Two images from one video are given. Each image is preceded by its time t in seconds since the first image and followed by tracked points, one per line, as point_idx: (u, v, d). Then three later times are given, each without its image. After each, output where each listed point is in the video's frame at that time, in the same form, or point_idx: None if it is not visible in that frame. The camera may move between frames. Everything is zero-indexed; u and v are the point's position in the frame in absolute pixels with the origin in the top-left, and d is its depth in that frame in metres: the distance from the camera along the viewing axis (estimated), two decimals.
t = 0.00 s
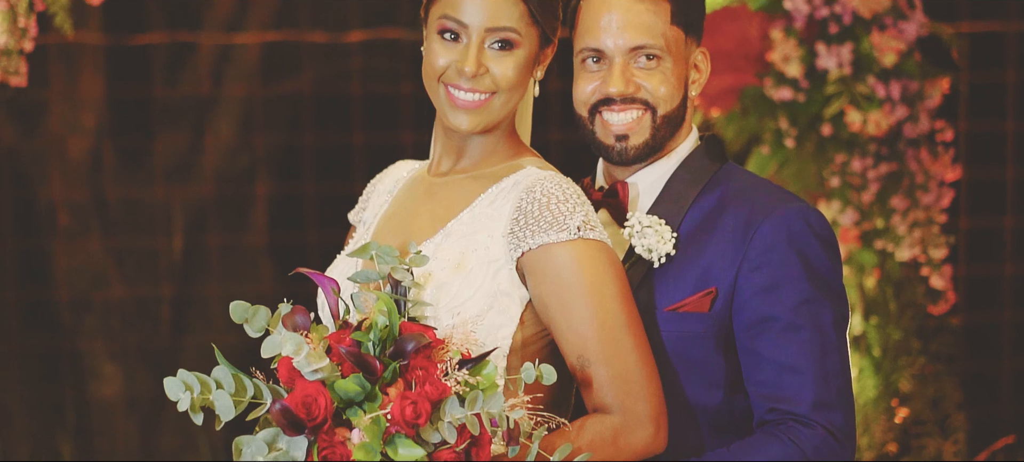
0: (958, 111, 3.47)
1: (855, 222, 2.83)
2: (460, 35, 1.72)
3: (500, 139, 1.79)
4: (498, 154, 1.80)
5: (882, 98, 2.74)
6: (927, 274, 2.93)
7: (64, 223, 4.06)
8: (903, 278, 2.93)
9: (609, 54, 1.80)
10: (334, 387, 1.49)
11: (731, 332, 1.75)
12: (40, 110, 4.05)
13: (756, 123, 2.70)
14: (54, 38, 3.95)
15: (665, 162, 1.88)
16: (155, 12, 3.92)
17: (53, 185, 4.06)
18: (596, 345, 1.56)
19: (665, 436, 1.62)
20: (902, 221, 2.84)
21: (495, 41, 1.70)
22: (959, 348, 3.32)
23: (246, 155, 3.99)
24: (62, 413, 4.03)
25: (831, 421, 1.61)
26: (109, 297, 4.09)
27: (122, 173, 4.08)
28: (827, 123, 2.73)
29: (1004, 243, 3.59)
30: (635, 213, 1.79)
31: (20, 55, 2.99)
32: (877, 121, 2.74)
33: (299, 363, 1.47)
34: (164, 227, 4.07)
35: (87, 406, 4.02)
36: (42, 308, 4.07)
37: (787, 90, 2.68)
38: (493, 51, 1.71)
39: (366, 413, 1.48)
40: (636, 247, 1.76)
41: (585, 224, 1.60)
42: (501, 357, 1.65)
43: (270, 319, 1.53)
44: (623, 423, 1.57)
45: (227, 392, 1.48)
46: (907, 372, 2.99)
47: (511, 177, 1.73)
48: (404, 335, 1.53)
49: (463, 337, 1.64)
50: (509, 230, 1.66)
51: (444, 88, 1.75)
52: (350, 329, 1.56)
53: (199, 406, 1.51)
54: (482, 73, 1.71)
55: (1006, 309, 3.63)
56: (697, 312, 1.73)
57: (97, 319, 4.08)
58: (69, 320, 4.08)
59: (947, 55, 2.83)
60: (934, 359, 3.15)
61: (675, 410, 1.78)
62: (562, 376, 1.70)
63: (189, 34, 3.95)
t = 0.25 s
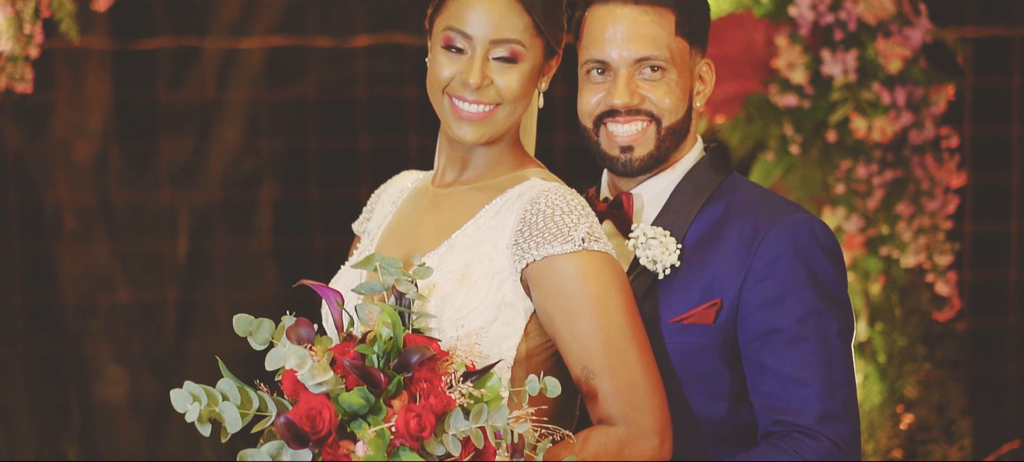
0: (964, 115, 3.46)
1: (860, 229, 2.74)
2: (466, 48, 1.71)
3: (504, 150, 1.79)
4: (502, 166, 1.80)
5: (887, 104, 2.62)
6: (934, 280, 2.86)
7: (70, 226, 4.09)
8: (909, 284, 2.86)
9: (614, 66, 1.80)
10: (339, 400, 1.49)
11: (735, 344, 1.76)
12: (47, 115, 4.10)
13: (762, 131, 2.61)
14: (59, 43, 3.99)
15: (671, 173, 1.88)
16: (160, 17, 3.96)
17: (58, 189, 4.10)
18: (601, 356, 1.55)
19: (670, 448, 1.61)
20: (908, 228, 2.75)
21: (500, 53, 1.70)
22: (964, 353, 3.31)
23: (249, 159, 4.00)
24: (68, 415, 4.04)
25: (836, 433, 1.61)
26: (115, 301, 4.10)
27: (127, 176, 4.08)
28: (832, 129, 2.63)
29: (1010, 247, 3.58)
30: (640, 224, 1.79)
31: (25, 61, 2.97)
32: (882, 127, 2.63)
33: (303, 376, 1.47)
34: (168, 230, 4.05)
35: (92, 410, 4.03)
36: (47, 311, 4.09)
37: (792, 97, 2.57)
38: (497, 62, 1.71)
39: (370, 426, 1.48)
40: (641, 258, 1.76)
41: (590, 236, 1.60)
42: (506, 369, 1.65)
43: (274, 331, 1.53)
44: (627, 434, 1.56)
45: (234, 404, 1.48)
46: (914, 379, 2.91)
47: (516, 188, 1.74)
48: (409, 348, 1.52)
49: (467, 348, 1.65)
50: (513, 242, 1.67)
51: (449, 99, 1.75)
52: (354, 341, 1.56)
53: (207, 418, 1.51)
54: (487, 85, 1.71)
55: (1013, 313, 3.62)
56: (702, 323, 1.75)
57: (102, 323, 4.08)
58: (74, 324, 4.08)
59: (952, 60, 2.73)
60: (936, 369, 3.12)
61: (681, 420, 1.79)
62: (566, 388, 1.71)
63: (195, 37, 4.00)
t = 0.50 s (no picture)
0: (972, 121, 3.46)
1: (867, 235, 2.71)
2: (471, 58, 1.72)
3: (510, 162, 1.79)
4: (508, 177, 1.80)
5: (894, 111, 2.60)
6: (940, 286, 2.81)
7: (76, 230, 4.05)
8: (916, 290, 2.82)
9: (620, 77, 1.80)
10: (344, 412, 1.49)
11: (742, 356, 1.76)
12: (54, 118, 4.08)
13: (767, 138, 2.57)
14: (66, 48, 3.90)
15: (677, 184, 1.88)
16: (170, 23, 3.99)
17: (64, 194, 4.05)
18: (607, 368, 1.55)
19: None
20: (913, 234, 2.72)
21: (506, 65, 1.71)
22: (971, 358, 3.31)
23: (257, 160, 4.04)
24: (73, 419, 4.05)
25: (843, 445, 1.61)
26: (121, 307, 4.09)
27: (133, 178, 4.12)
28: (839, 135, 2.61)
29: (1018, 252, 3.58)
30: (647, 236, 1.80)
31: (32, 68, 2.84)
32: (889, 134, 2.61)
33: (309, 388, 1.48)
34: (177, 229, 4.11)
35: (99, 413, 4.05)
36: (53, 316, 4.07)
37: (799, 103, 2.55)
38: (503, 73, 1.71)
39: (376, 439, 1.48)
40: (647, 269, 1.77)
41: (596, 247, 1.60)
42: (512, 381, 1.65)
43: (279, 343, 1.53)
44: (633, 446, 1.54)
45: (239, 418, 1.48)
46: (920, 387, 2.85)
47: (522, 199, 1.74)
48: (415, 360, 1.52)
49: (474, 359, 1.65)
50: (519, 253, 1.67)
51: (455, 111, 1.75)
52: (360, 353, 1.56)
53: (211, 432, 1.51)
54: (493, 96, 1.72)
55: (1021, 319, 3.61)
56: (707, 335, 1.75)
57: (109, 327, 4.08)
58: (81, 327, 4.08)
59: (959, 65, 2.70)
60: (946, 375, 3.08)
61: (685, 431, 1.78)
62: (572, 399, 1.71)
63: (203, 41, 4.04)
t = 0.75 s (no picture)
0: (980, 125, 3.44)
1: (874, 241, 2.67)
2: (478, 69, 1.73)
3: (517, 173, 1.79)
4: (515, 188, 1.80)
5: (901, 117, 2.55)
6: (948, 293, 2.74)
7: (84, 235, 4.05)
8: (924, 296, 2.77)
9: (628, 88, 1.81)
10: (351, 424, 1.49)
11: (749, 367, 1.77)
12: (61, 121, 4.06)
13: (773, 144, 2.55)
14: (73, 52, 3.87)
15: (684, 195, 1.87)
16: (174, 25, 3.99)
17: (73, 201, 4.06)
18: (613, 379, 1.55)
19: None
20: (921, 240, 2.67)
21: (513, 75, 1.72)
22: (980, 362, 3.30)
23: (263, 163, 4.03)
24: (80, 424, 4.06)
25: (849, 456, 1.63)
26: (128, 309, 4.10)
27: (139, 181, 4.12)
28: (846, 141, 2.57)
29: None
30: (654, 246, 1.80)
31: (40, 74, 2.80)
32: (896, 140, 2.55)
33: (315, 400, 1.47)
34: (184, 232, 4.12)
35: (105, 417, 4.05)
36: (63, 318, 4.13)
37: (805, 110, 2.52)
38: (511, 84, 1.72)
39: (383, 451, 1.49)
40: (654, 280, 1.77)
41: (603, 258, 1.60)
42: (519, 392, 1.65)
43: (286, 354, 1.52)
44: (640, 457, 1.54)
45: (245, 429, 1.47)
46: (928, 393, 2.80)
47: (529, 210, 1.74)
48: (421, 371, 1.52)
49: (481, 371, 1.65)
50: (526, 265, 1.67)
51: (462, 122, 1.76)
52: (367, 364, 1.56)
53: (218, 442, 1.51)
54: (500, 107, 1.73)
55: None
56: (714, 346, 1.75)
57: (115, 332, 4.06)
58: (89, 330, 4.07)
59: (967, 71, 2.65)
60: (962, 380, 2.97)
61: (691, 439, 1.79)
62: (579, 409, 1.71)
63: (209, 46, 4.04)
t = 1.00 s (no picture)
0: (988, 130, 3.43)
1: (882, 248, 2.68)
2: (486, 81, 1.73)
3: (525, 184, 1.79)
4: (523, 198, 1.80)
5: (909, 123, 2.55)
6: (955, 298, 2.72)
7: (91, 238, 4.04)
8: (932, 302, 2.73)
9: (635, 99, 1.80)
10: (359, 435, 1.49)
11: (757, 378, 1.76)
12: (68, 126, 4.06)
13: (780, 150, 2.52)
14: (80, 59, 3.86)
15: (692, 205, 1.87)
16: (182, 30, 3.94)
17: (79, 203, 4.04)
18: (621, 391, 1.55)
19: None
20: (928, 246, 2.67)
21: (521, 87, 1.72)
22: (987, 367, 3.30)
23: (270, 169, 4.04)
24: (86, 426, 4.12)
25: None
26: (136, 315, 4.10)
27: (147, 184, 4.12)
28: (852, 148, 2.55)
29: None
30: (661, 256, 1.80)
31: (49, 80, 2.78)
32: (904, 146, 2.55)
33: (323, 411, 1.47)
34: (191, 236, 4.14)
35: (113, 420, 4.08)
36: (71, 321, 4.14)
37: (813, 116, 2.49)
38: (518, 96, 1.72)
39: None
40: (662, 291, 1.76)
41: (610, 270, 1.60)
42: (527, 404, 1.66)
43: (294, 365, 1.53)
44: None
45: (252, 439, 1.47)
46: (936, 399, 2.77)
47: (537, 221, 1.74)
48: (429, 383, 1.52)
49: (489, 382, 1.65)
50: (534, 275, 1.67)
51: (470, 133, 1.76)
52: (375, 376, 1.56)
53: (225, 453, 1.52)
54: (508, 118, 1.73)
55: None
56: (723, 357, 1.75)
57: (123, 335, 4.07)
58: (95, 334, 4.09)
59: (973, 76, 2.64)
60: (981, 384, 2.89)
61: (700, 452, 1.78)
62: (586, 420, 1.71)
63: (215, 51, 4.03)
